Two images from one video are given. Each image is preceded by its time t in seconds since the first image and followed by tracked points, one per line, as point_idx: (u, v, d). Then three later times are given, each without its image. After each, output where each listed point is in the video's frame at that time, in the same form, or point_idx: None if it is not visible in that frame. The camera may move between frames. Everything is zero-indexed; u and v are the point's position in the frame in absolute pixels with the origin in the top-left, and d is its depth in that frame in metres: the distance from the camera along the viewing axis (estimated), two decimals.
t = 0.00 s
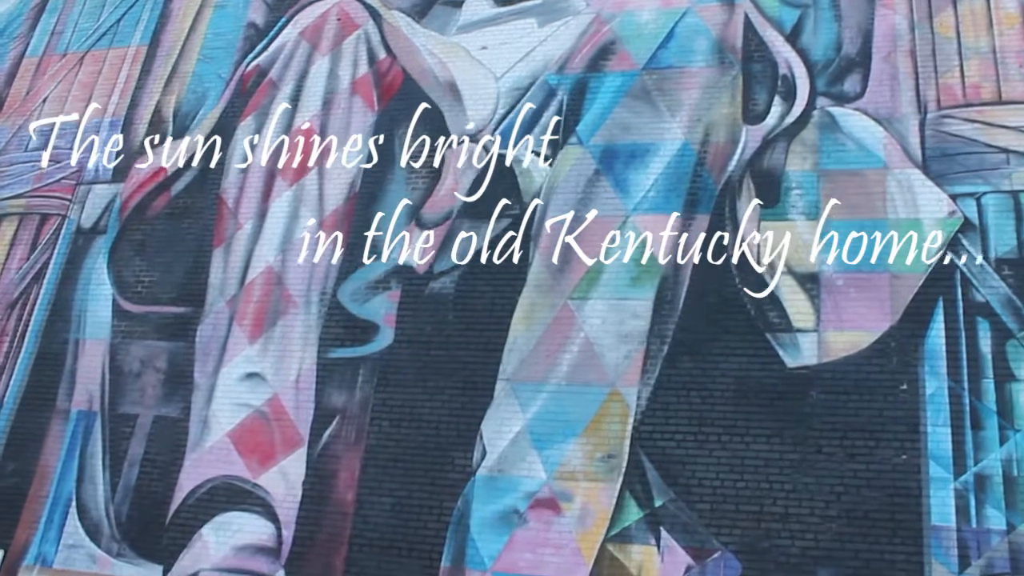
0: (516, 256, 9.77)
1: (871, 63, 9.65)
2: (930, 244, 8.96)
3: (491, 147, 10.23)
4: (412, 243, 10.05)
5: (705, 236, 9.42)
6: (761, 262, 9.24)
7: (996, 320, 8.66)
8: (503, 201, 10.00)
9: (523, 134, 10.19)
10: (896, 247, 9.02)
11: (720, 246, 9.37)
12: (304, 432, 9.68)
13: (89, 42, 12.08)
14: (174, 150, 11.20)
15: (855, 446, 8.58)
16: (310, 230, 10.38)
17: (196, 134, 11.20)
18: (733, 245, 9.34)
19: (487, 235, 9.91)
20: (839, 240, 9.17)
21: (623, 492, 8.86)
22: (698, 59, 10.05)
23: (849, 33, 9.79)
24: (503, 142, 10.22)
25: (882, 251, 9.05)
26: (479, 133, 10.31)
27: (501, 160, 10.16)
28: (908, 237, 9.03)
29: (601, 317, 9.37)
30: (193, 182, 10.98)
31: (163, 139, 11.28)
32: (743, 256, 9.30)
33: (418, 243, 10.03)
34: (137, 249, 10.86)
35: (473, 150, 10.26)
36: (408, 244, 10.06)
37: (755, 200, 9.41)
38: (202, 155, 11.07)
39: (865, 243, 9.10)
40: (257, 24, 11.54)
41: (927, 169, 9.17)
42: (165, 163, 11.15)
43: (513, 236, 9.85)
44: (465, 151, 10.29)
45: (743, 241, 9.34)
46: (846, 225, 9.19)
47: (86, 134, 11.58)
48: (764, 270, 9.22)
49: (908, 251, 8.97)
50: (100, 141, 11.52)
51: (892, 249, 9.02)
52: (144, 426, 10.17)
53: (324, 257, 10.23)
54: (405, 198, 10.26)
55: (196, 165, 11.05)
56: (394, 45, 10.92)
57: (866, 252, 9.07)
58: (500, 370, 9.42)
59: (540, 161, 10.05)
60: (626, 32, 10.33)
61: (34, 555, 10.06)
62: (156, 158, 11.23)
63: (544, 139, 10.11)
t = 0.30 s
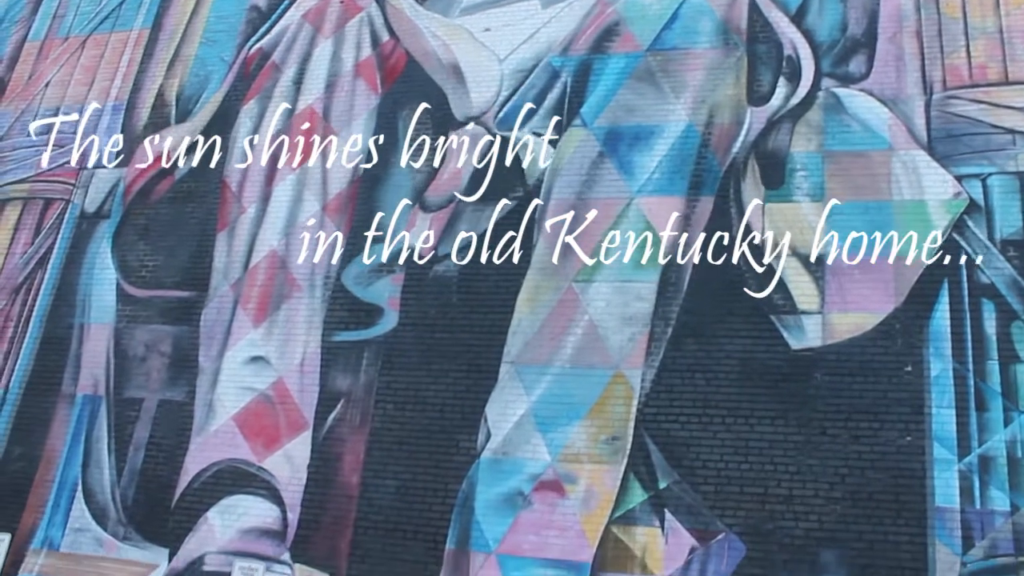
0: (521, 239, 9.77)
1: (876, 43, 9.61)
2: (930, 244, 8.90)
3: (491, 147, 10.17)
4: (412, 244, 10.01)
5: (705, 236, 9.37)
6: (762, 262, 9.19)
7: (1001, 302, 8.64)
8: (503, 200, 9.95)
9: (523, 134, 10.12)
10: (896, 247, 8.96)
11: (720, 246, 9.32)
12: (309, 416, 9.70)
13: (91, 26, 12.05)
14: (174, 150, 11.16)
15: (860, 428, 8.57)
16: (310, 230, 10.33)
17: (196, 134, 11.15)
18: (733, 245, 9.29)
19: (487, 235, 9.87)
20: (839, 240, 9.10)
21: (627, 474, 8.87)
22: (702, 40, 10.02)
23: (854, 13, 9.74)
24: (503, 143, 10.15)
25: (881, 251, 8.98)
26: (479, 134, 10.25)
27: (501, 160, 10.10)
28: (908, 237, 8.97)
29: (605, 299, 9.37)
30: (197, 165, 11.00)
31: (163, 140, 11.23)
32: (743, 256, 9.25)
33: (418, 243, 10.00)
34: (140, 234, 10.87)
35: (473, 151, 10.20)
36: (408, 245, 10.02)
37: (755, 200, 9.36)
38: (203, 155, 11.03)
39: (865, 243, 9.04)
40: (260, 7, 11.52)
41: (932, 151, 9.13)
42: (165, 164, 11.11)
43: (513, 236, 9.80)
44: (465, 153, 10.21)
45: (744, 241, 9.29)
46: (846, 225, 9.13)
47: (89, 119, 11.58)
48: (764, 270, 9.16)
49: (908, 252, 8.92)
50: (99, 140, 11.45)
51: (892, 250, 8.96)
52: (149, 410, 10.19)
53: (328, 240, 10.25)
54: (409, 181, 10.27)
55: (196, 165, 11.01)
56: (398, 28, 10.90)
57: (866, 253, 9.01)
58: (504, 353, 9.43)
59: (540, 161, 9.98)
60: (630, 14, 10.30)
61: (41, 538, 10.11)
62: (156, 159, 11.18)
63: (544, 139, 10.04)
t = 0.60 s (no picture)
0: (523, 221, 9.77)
1: (880, 24, 9.56)
2: (930, 244, 8.85)
3: (491, 147, 10.10)
4: (412, 244, 9.97)
5: (705, 235, 9.33)
6: (762, 262, 9.14)
7: (1004, 284, 8.63)
8: (502, 201, 9.90)
9: (523, 134, 10.05)
10: (896, 247, 8.90)
11: (720, 246, 9.27)
12: (313, 398, 9.72)
13: (91, 10, 12.01)
14: (174, 150, 11.11)
15: (863, 409, 8.57)
16: (310, 230, 10.28)
17: (197, 134, 11.09)
18: (733, 245, 9.24)
19: (486, 235, 9.82)
20: (839, 240, 9.05)
21: (631, 456, 8.88)
22: (705, 21, 9.98)
23: None
24: (503, 142, 10.08)
25: (882, 251, 8.93)
26: (479, 134, 10.18)
27: (501, 160, 10.03)
28: (909, 231, 8.92)
29: (609, 282, 9.38)
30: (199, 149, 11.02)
31: (163, 139, 11.18)
32: (743, 257, 9.20)
33: (418, 243, 9.96)
34: (143, 218, 10.89)
35: (473, 151, 10.13)
36: (408, 245, 9.98)
37: (754, 200, 9.30)
38: (203, 155, 10.98)
39: (865, 243, 8.98)
40: None
41: (936, 132, 9.11)
42: (165, 164, 11.06)
43: (513, 236, 9.74)
44: (465, 153, 10.15)
45: (744, 241, 9.24)
46: (846, 225, 9.07)
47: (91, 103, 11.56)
48: (764, 271, 9.11)
49: (908, 251, 8.86)
50: (99, 141, 11.38)
51: (892, 250, 8.90)
52: (154, 393, 10.22)
53: (331, 223, 10.26)
54: (413, 164, 10.27)
55: (196, 165, 10.95)
56: (399, 10, 10.87)
57: (865, 252, 8.96)
58: (507, 335, 9.44)
59: (540, 161, 9.92)
60: None
61: (48, 522, 10.16)
62: (156, 159, 11.13)
63: (543, 139, 9.97)
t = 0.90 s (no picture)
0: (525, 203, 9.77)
1: (883, 4, 9.52)
2: (930, 244, 8.82)
3: (491, 147, 10.03)
4: (412, 244, 9.93)
5: (705, 235, 9.28)
6: (762, 262, 9.09)
7: (1008, 265, 8.63)
8: (503, 201, 9.84)
9: (523, 134, 9.99)
10: (896, 247, 8.87)
11: (719, 246, 9.23)
12: (316, 380, 9.74)
13: None
14: (174, 150, 11.04)
15: (866, 390, 8.59)
16: (310, 230, 10.24)
17: (196, 134, 11.02)
18: (732, 245, 9.20)
19: (486, 235, 9.76)
20: (839, 240, 9.00)
21: (634, 437, 8.91)
22: (707, 1, 9.94)
23: None
24: (503, 142, 10.01)
25: (882, 251, 8.89)
26: (479, 134, 10.11)
27: (501, 160, 9.97)
28: (912, 212, 8.92)
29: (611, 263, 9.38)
30: (200, 132, 11.01)
31: (163, 139, 11.11)
32: (743, 257, 9.16)
33: (418, 243, 9.91)
34: (145, 201, 10.90)
35: (473, 150, 10.07)
36: (408, 245, 9.94)
37: (754, 199, 9.24)
38: (203, 155, 10.91)
39: (865, 243, 8.94)
40: None
41: (939, 112, 9.09)
42: (165, 164, 11.00)
43: (513, 236, 9.69)
44: (464, 154, 10.08)
45: (743, 241, 9.19)
46: (846, 225, 9.02)
47: (91, 86, 11.54)
48: (764, 271, 9.07)
49: (908, 251, 8.82)
50: (100, 140, 11.30)
51: (892, 250, 8.87)
52: (157, 376, 10.24)
53: (333, 205, 10.27)
54: (414, 146, 10.26)
55: (195, 165, 10.88)
56: None
57: (865, 253, 8.92)
58: (510, 317, 9.46)
59: (540, 161, 9.85)
60: None
61: (54, 504, 10.21)
62: (156, 159, 11.06)
63: (544, 139, 9.90)
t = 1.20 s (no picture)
0: (527, 185, 9.77)
1: None
2: (930, 244, 8.77)
3: (491, 147, 9.97)
4: (413, 244, 9.88)
5: (705, 236, 9.24)
6: (762, 262, 9.05)
7: (1011, 245, 8.62)
8: (502, 201, 9.78)
9: (524, 135, 9.91)
10: (896, 247, 8.81)
11: (719, 246, 9.19)
12: (320, 362, 9.77)
13: None
14: (173, 149, 10.97)
15: (868, 370, 8.61)
16: (310, 230, 10.19)
17: (196, 134, 10.95)
18: (732, 245, 9.16)
19: (486, 235, 9.71)
20: (839, 240, 8.95)
21: (637, 417, 8.94)
22: None
23: None
24: (503, 142, 9.95)
25: (882, 251, 8.84)
26: (479, 134, 10.05)
27: (501, 160, 9.90)
28: (915, 191, 8.90)
29: (614, 244, 9.38)
30: (201, 114, 10.99)
31: (163, 139, 11.05)
32: (743, 256, 9.11)
33: (418, 243, 9.86)
34: (146, 184, 10.92)
35: (473, 150, 10.00)
36: (408, 245, 9.89)
37: (755, 199, 9.19)
38: (203, 155, 10.85)
39: (865, 243, 8.90)
40: None
41: (943, 92, 9.05)
42: (165, 164, 10.93)
43: (513, 236, 9.65)
44: (464, 155, 10.01)
45: (743, 241, 9.15)
46: (846, 225, 8.97)
47: (90, 68, 11.50)
48: (764, 271, 9.03)
49: (908, 251, 8.78)
50: (99, 140, 11.24)
51: (893, 250, 8.81)
52: (161, 358, 10.27)
53: (334, 187, 10.26)
54: (415, 127, 10.24)
55: (196, 165, 10.83)
56: None
57: (865, 253, 8.88)
58: (513, 298, 9.48)
59: (540, 162, 9.79)
60: None
61: (60, 486, 10.26)
62: (156, 159, 11.00)
63: (544, 139, 9.83)
